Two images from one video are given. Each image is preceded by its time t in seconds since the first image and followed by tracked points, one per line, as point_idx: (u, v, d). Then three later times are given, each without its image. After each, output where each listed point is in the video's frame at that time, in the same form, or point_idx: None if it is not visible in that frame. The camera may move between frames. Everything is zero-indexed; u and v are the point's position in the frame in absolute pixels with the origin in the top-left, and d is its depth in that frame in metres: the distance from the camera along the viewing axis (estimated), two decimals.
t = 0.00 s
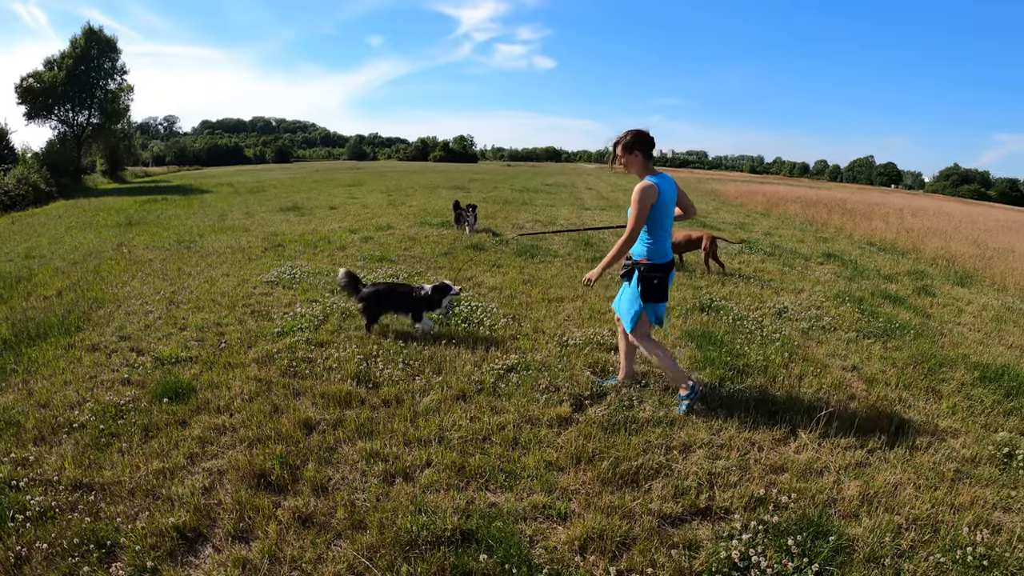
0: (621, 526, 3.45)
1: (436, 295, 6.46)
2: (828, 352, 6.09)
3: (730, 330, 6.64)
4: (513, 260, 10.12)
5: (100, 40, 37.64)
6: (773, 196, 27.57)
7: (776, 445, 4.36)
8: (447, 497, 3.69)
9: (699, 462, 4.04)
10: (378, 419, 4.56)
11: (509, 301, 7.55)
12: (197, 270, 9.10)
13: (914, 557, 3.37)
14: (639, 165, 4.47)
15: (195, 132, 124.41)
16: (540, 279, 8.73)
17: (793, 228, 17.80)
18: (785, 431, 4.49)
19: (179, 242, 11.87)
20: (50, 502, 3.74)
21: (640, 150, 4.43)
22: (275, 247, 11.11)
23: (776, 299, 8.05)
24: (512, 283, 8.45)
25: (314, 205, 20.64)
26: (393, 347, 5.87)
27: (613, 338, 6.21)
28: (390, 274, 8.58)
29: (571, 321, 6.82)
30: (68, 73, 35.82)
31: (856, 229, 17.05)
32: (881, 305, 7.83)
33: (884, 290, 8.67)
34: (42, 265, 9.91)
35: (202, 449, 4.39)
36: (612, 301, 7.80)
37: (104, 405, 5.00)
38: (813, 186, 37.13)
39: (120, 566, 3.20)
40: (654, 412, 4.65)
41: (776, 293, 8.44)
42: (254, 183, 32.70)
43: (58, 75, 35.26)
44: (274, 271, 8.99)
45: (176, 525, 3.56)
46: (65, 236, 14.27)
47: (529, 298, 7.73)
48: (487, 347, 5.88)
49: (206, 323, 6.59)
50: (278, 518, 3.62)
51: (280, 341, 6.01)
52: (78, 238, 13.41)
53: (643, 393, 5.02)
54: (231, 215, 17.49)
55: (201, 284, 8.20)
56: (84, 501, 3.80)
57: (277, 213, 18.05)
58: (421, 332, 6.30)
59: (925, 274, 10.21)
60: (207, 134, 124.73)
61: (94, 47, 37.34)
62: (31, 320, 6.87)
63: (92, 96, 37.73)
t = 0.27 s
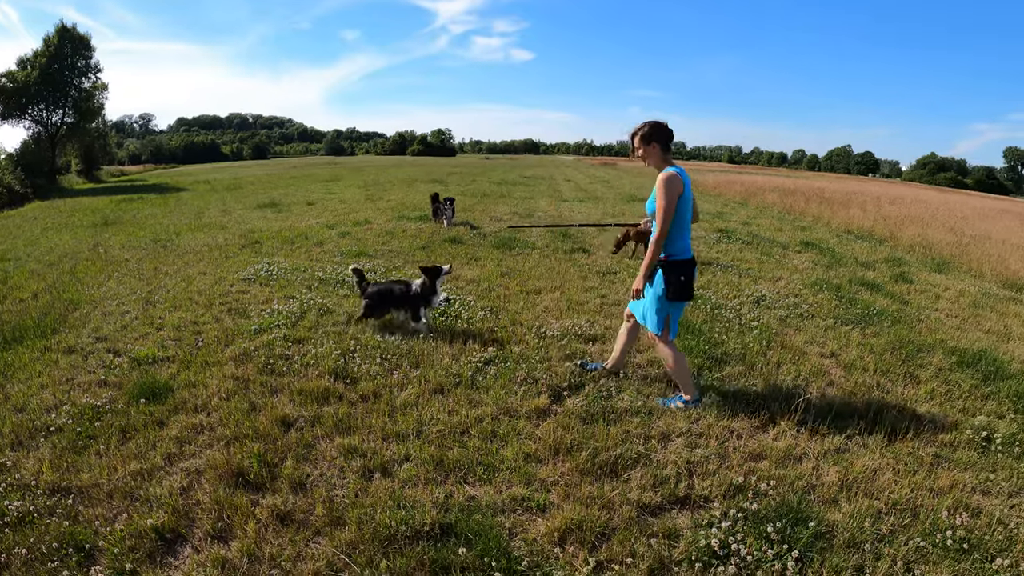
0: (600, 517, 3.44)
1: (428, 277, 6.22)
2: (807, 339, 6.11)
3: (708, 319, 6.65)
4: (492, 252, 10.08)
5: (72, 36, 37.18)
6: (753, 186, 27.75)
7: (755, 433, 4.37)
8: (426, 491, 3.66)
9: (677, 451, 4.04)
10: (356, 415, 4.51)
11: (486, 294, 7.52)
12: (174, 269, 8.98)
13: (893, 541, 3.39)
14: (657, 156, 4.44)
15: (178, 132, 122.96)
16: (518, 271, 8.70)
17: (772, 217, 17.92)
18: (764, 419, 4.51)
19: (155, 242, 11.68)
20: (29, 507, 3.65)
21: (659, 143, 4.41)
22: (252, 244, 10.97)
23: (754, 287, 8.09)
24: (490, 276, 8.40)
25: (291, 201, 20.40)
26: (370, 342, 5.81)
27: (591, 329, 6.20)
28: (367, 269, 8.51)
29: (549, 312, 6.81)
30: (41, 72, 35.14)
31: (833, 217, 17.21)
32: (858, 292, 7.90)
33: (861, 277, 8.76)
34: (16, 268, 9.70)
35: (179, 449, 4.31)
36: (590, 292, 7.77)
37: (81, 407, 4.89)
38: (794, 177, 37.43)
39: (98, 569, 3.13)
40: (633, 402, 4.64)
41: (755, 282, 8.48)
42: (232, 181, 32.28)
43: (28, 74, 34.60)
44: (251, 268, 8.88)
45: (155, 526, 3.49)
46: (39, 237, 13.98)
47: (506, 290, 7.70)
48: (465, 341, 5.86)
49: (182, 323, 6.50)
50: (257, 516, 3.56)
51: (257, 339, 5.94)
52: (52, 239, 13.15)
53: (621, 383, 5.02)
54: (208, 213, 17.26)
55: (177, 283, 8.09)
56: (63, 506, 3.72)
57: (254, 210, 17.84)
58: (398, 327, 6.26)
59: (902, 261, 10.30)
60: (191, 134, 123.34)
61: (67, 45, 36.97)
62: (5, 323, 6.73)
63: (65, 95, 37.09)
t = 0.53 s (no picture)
0: (573, 510, 3.42)
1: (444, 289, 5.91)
2: (778, 328, 6.15)
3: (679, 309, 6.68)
4: (463, 248, 10.02)
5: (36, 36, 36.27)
6: (725, 178, 27.98)
7: (727, 422, 4.38)
8: (399, 490, 3.62)
9: (649, 442, 4.04)
10: (327, 415, 4.46)
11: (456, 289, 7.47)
12: (142, 272, 8.78)
13: (866, 526, 3.42)
14: (648, 146, 4.43)
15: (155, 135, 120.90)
16: (490, 266, 8.65)
17: (743, 207, 18.09)
18: (735, 408, 4.52)
19: (121, 245, 11.40)
20: None
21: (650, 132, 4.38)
22: (220, 245, 10.78)
23: (724, 277, 8.14)
24: (460, 271, 8.37)
25: (260, 200, 20.10)
26: (340, 340, 5.74)
27: (562, 323, 6.19)
28: (337, 267, 8.44)
29: (520, 307, 6.78)
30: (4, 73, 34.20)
31: (802, 206, 17.42)
32: (827, 280, 7.99)
33: (830, 265, 8.87)
34: None
35: (149, 454, 4.21)
36: (560, 285, 7.76)
37: (51, 414, 4.74)
38: (768, 169, 37.85)
39: None
40: (604, 395, 4.64)
41: (726, 272, 8.54)
42: (201, 181, 31.68)
43: None
44: (220, 269, 8.73)
45: (128, 533, 3.40)
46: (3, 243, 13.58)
47: (477, 285, 7.66)
48: (436, 338, 5.81)
49: (150, 326, 6.37)
50: (228, 520, 3.48)
51: (226, 340, 5.84)
52: (14, 245, 12.76)
53: (592, 376, 5.01)
54: (177, 215, 16.91)
55: (146, 286, 7.93)
56: (34, 516, 3.58)
57: (223, 210, 17.51)
58: (368, 324, 6.19)
59: (871, 249, 10.44)
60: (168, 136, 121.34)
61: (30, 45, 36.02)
62: None
63: (30, 96, 36.11)
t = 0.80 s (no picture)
0: (545, 510, 3.42)
1: (474, 295, 5.77)
2: (747, 325, 6.21)
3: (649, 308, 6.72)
4: (432, 249, 9.98)
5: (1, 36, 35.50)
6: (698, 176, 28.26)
7: (697, 419, 4.41)
8: (369, 494, 3.59)
9: (620, 440, 4.06)
10: (296, 419, 4.41)
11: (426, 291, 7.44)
12: (110, 277, 8.60)
13: (837, 519, 3.46)
14: (640, 150, 4.28)
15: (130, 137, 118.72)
16: (461, 267, 8.63)
17: (714, 205, 18.29)
18: (705, 404, 4.56)
19: (88, 250, 11.14)
20: None
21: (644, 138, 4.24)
22: (188, 249, 10.59)
23: (694, 275, 8.20)
24: (429, 272, 8.34)
25: (228, 203, 19.76)
26: (309, 343, 5.68)
27: (533, 323, 6.20)
28: (306, 270, 8.36)
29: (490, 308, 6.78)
30: None
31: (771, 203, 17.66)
32: (795, 276, 8.10)
33: (798, 261, 9.00)
34: None
35: (118, 463, 4.10)
36: (529, 284, 7.76)
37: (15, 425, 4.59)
38: (741, 167, 38.35)
39: None
40: (575, 394, 4.64)
41: (696, 270, 8.62)
42: (171, 184, 31.12)
43: None
44: (188, 274, 8.58)
45: (98, 544, 3.31)
46: None
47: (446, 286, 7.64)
48: (405, 340, 5.78)
49: (117, 333, 6.24)
50: (199, 528, 3.41)
51: (195, 345, 5.76)
52: None
53: (562, 376, 5.02)
54: (145, 218, 16.57)
55: (113, 291, 7.78)
56: None
57: (192, 213, 17.21)
58: (336, 327, 6.14)
59: (839, 245, 10.61)
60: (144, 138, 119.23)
61: None
62: None
63: None
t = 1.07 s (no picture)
0: (511, 516, 3.41)
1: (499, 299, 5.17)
2: (713, 328, 6.29)
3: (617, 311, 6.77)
4: (400, 254, 9.95)
5: None
6: (668, 180, 28.61)
7: (663, 422, 4.46)
8: (335, 502, 3.55)
9: (586, 444, 4.08)
10: (261, 427, 4.35)
11: (392, 297, 7.40)
12: (73, 283, 8.38)
13: (803, 520, 3.50)
14: (606, 179, 4.33)
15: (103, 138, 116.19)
16: (429, 272, 8.61)
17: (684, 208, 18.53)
18: (671, 408, 4.60)
19: (49, 255, 10.82)
20: None
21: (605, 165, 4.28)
22: (152, 255, 10.37)
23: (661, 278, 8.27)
24: (396, 277, 8.30)
25: (194, 207, 19.41)
26: (274, 350, 5.62)
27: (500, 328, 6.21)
28: (272, 276, 8.27)
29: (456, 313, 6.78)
30: None
31: (738, 207, 17.93)
32: (761, 279, 8.24)
33: (764, 265, 9.16)
34: None
35: (82, 473, 3.95)
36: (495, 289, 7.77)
37: None
38: (714, 170, 38.93)
39: None
40: (542, 399, 4.66)
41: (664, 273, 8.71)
42: (136, 188, 30.46)
43: None
44: (152, 280, 8.41)
45: (61, 557, 3.18)
46: None
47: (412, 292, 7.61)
48: (371, 346, 5.74)
49: (78, 340, 6.08)
50: (163, 539, 3.32)
51: (158, 353, 5.65)
52: None
53: (529, 380, 5.03)
54: (109, 223, 16.16)
55: (75, 298, 7.58)
56: None
57: (157, 218, 16.85)
58: (300, 334, 6.07)
59: (804, 248, 10.82)
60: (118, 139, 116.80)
61: None
62: None
63: None
